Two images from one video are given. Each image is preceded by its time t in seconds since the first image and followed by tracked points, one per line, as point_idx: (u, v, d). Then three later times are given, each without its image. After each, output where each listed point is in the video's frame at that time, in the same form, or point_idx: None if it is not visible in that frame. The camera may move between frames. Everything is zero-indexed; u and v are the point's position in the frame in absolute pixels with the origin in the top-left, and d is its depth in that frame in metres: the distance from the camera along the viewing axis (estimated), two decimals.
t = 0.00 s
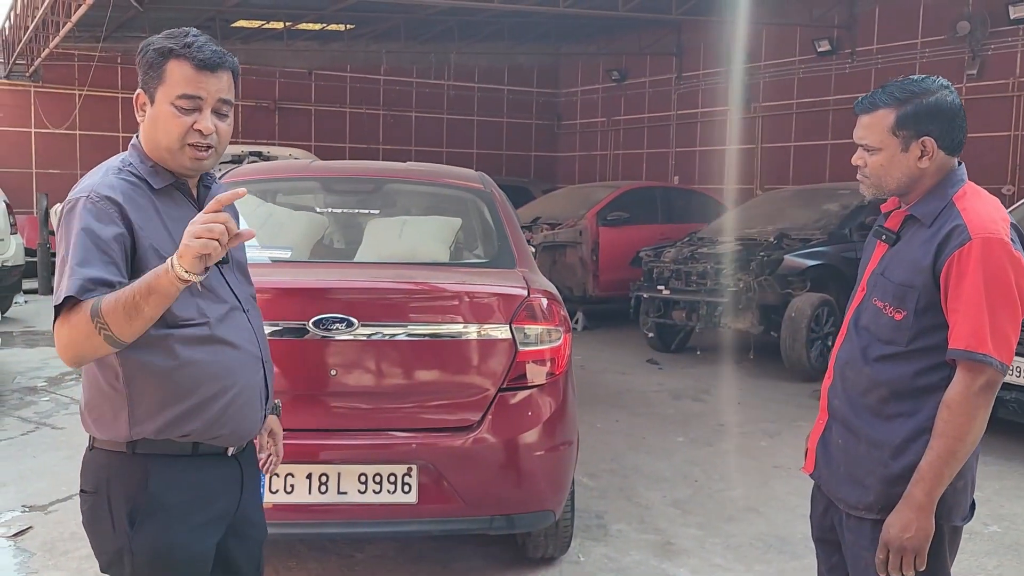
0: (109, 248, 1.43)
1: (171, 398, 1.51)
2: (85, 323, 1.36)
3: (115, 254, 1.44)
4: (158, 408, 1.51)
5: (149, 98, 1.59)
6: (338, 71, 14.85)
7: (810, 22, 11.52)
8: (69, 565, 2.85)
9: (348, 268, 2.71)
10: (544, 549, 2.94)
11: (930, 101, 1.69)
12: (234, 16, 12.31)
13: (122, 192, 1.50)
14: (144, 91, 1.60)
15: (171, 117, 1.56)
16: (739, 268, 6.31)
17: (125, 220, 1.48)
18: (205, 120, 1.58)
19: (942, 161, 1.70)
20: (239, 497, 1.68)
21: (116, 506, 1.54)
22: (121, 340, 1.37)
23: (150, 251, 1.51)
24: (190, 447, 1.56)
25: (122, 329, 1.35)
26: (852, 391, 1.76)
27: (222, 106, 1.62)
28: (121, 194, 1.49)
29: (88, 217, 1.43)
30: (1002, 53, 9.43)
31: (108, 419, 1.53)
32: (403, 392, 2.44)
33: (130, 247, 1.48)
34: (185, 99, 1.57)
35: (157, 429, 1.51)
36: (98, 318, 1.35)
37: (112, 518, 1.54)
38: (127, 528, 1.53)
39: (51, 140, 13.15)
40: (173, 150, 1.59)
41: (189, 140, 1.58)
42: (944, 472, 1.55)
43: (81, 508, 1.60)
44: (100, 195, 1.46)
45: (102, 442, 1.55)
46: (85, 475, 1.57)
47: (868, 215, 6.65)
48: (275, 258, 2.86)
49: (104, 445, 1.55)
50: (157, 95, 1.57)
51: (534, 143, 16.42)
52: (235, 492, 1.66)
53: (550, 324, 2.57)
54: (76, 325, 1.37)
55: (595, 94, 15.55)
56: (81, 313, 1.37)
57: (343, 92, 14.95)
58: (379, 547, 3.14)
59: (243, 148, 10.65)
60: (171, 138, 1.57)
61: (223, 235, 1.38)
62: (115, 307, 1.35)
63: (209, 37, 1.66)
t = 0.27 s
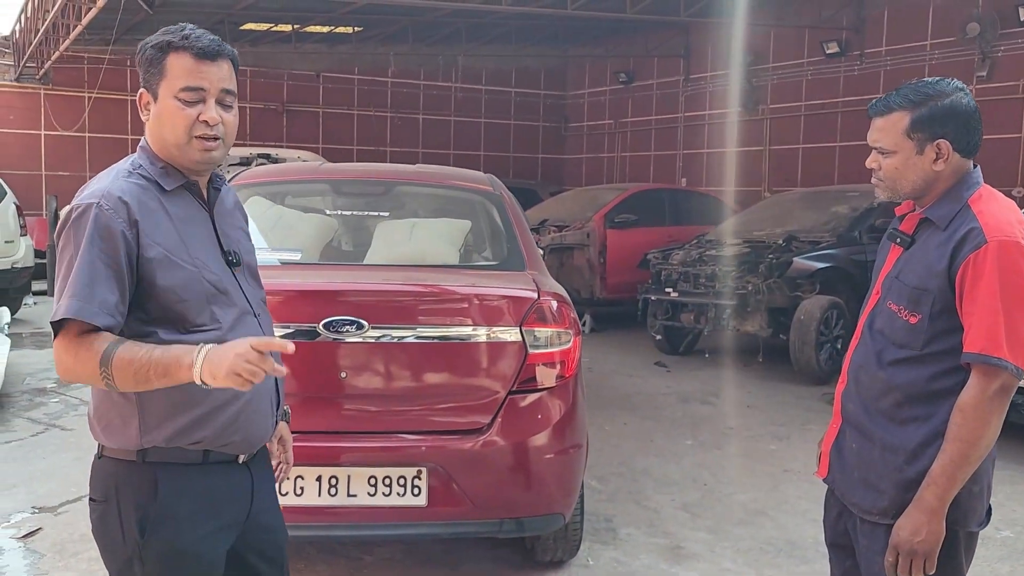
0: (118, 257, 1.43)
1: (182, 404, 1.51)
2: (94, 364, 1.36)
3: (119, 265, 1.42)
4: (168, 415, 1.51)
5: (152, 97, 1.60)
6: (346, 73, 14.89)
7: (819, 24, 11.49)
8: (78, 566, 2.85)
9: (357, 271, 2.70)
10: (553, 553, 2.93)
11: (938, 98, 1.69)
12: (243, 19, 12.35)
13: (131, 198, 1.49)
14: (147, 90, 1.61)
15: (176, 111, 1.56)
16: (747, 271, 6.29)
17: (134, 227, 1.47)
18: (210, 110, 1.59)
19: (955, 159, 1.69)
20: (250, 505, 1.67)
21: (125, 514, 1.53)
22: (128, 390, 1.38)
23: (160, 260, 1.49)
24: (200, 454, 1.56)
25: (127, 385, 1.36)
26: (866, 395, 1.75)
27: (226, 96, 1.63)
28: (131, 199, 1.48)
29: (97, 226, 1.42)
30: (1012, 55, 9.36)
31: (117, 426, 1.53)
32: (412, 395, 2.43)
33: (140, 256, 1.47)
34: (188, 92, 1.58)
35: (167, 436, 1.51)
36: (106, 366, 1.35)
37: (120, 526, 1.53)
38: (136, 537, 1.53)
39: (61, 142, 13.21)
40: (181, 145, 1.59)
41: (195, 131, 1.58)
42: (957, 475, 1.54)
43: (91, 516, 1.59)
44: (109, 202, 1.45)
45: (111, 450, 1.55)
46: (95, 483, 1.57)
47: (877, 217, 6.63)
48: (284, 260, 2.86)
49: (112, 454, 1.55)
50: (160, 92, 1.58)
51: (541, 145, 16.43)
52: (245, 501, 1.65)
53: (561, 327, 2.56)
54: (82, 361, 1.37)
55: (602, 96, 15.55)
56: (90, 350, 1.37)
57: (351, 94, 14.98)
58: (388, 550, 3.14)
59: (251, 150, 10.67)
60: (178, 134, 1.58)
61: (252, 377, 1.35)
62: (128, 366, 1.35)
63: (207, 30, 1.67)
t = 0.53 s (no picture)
0: (125, 259, 1.42)
1: (192, 408, 1.51)
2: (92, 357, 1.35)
3: (126, 268, 1.42)
4: (178, 419, 1.51)
5: (160, 97, 1.60)
6: (354, 75, 14.91)
7: (828, 26, 11.44)
8: (87, 567, 2.86)
9: (365, 273, 2.70)
10: (561, 557, 2.93)
11: (948, 98, 1.68)
12: (252, 21, 12.40)
13: (139, 200, 1.49)
14: (156, 90, 1.61)
15: (185, 111, 1.57)
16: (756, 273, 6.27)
17: (143, 229, 1.47)
18: (218, 109, 1.59)
19: (967, 159, 1.68)
20: (262, 509, 1.66)
21: (137, 518, 1.53)
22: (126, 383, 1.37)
23: (168, 262, 1.49)
24: (212, 459, 1.55)
25: (125, 377, 1.34)
26: (880, 398, 1.73)
27: (234, 95, 1.63)
28: (139, 201, 1.48)
29: (104, 228, 1.42)
30: None
31: (127, 430, 1.53)
32: (421, 397, 2.43)
33: (148, 257, 1.47)
34: (195, 91, 1.58)
35: (176, 441, 1.51)
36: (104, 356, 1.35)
37: (132, 530, 1.53)
38: (147, 541, 1.52)
39: (70, 144, 13.27)
40: (189, 147, 1.59)
41: (204, 131, 1.59)
42: (972, 480, 1.52)
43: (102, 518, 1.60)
44: (118, 203, 1.45)
45: (121, 454, 1.55)
46: (106, 486, 1.57)
47: (887, 220, 6.59)
48: (292, 262, 2.86)
49: (123, 458, 1.55)
50: (169, 91, 1.59)
51: (549, 147, 16.44)
52: (257, 505, 1.65)
53: (570, 329, 2.55)
54: (82, 355, 1.36)
55: (610, 98, 15.54)
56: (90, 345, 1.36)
57: (359, 96, 15.01)
58: (396, 553, 3.13)
59: (259, 153, 10.69)
60: (187, 134, 1.58)
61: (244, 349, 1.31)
62: (123, 354, 1.34)
63: (215, 30, 1.68)
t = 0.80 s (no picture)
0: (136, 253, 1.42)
1: (202, 411, 1.51)
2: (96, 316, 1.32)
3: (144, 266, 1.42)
4: (188, 422, 1.50)
5: (178, 98, 1.60)
6: (361, 77, 14.94)
7: (836, 28, 11.42)
8: (95, 568, 2.86)
9: (372, 274, 2.70)
10: (569, 559, 2.92)
11: (967, 104, 1.66)
12: (261, 24, 12.44)
13: (150, 199, 1.49)
14: (175, 92, 1.61)
15: (201, 115, 1.56)
16: (764, 275, 6.25)
17: (154, 227, 1.48)
18: (235, 116, 1.58)
19: (983, 165, 1.67)
20: (270, 512, 1.66)
21: (144, 522, 1.53)
22: (133, 337, 1.32)
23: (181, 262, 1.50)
24: (221, 461, 1.55)
25: (132, 319, 1.30)
26: (889, 402, 1.72)
27: (252, 102, 1.63)
28: (153, 203, 1.49)
29: (115, 220, 1.42)
30: None
31: (136, 432, 1.52)
32: (428, 398, 2.42)
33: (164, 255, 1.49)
34: (213, 96, 1.57)
35: (186, 444, 1.51)
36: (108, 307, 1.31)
37: (140, 533, 1.53)
38: (156, 545, 1.52)
39: (80, 145, 13.34)
40: (204, 150, 1.59)
41: (220, 136, 1.58)
42: (983, 485, 1.51)
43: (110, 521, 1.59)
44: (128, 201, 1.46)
45: (130, 455, 1.54)
46: (114, 489, 1.57)
47: (896, 222, 6.56)
48: (300, 263, 2.87)
49: (132, 459, 1.54)
50: (187, 94, 1.58)
51: (557, 149, 16.44)
52: (265, 507, 1.65)
53: (577, 331, 2.54)
54: (93, 326, 1.32)
55: (618, 100, 15.53)
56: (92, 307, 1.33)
57: (367, 98, 15.04)
58: (403, 554, 3.13)
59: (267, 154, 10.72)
60: (202, 138, 1.57)
61: (238, 239, 1.30)
62: (125, 302, 1.30)
63: (238, 35, 1.68)
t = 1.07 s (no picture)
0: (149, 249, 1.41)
1: (212, 413, 1.50)
2: (112, 314, 1.32)
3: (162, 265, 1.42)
4: (198, 424, 1.49)
5: (191, 99, 1.58)
6: (367, 78, 14.96)
7: (843, 28, 11.39)
8: (100, 568, 2.86)
9: (377, 274, 2.70)
10: (574, 561, 2.91)
11: (986, 108, 1.64)
12: (267, 24, 12.46)
13: (165, 199, 1.49)
14: (187, 92, 1.59)
15: (213, 119, 1.55)
16: (771, 276, 6.23)
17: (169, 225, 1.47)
18: (248, 120, 1.57)
19: (995, 168, 1.65)
20: (277, 514, 1.66)
21: (153, 524, 1.52)
22: (150, 339, 1.32)
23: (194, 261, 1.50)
24: (230, 464, 1.55)
25: (149, 319, 1.29)
26: (899, 405, 1.71)
27: (266, 106, 1.61)
28: (166, 203, 1.49)
29: (130, 218, 1.42)
30: None
31: (146, 435, 1.51)
32: (433, 399, 2.41)
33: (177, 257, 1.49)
34: (227, 99, 1.56)
35: (197, 447, 1.50)
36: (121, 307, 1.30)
37: (149, 535, 1.52)
38: (164, 546, 1.52)
39: (87, 146, 13.39)
40: (215, 152, 1.58)
41: (231, 140, 1.57)
42: (993, 489, 1.49)
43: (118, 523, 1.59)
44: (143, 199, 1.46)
45: (139, 458, 1.54)
46: (123, 490, 1.57)
47: (903, 223, 6.53)
48: (305, 263, 2.86)
49: (141, 461, 1.54)
50: (200, 96, 1.57)
51: (562, 149, 16.44)
52: (273, 510, 1.64)
53: (583, 332, 2.53)
54: (114, 325, 1.32)
55: (624, 100, 15.51)
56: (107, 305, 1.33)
57: (373, 98, 15.06)
58: (408, 556, 3.12)
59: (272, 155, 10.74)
60: (213, 140, 1.57)
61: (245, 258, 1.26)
62: (141, 301, 1.30)
63: (252, 35, 1.66)
